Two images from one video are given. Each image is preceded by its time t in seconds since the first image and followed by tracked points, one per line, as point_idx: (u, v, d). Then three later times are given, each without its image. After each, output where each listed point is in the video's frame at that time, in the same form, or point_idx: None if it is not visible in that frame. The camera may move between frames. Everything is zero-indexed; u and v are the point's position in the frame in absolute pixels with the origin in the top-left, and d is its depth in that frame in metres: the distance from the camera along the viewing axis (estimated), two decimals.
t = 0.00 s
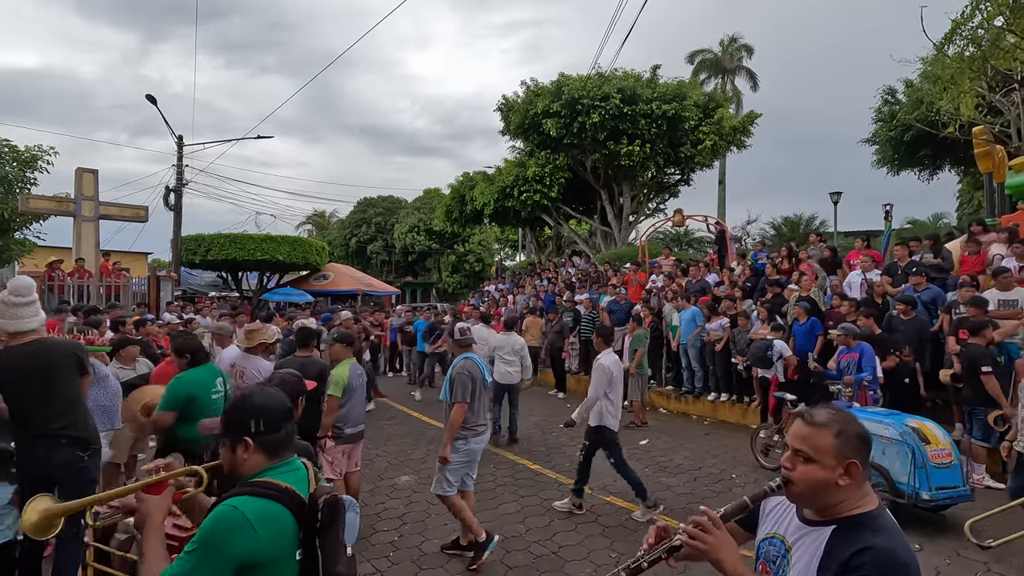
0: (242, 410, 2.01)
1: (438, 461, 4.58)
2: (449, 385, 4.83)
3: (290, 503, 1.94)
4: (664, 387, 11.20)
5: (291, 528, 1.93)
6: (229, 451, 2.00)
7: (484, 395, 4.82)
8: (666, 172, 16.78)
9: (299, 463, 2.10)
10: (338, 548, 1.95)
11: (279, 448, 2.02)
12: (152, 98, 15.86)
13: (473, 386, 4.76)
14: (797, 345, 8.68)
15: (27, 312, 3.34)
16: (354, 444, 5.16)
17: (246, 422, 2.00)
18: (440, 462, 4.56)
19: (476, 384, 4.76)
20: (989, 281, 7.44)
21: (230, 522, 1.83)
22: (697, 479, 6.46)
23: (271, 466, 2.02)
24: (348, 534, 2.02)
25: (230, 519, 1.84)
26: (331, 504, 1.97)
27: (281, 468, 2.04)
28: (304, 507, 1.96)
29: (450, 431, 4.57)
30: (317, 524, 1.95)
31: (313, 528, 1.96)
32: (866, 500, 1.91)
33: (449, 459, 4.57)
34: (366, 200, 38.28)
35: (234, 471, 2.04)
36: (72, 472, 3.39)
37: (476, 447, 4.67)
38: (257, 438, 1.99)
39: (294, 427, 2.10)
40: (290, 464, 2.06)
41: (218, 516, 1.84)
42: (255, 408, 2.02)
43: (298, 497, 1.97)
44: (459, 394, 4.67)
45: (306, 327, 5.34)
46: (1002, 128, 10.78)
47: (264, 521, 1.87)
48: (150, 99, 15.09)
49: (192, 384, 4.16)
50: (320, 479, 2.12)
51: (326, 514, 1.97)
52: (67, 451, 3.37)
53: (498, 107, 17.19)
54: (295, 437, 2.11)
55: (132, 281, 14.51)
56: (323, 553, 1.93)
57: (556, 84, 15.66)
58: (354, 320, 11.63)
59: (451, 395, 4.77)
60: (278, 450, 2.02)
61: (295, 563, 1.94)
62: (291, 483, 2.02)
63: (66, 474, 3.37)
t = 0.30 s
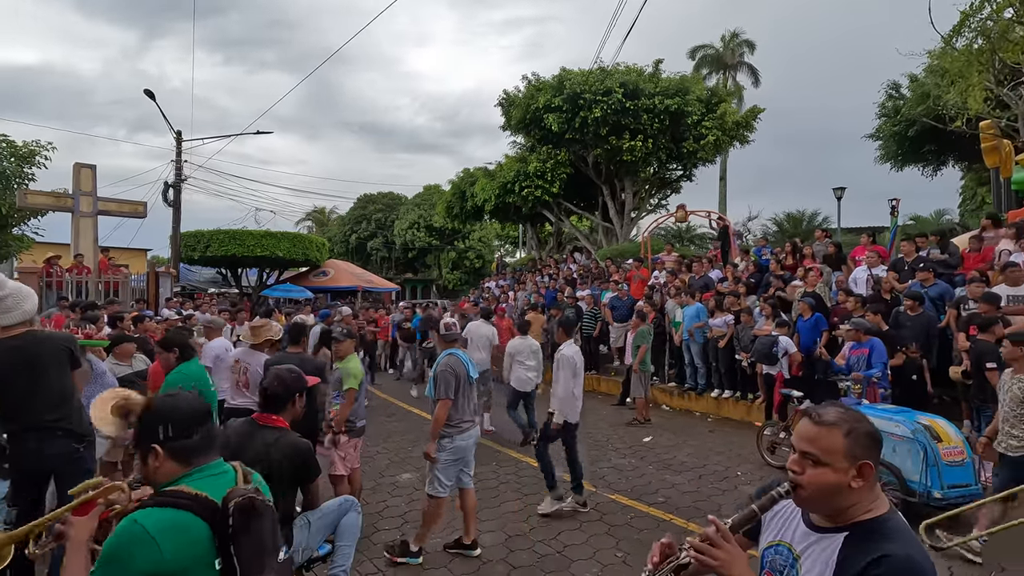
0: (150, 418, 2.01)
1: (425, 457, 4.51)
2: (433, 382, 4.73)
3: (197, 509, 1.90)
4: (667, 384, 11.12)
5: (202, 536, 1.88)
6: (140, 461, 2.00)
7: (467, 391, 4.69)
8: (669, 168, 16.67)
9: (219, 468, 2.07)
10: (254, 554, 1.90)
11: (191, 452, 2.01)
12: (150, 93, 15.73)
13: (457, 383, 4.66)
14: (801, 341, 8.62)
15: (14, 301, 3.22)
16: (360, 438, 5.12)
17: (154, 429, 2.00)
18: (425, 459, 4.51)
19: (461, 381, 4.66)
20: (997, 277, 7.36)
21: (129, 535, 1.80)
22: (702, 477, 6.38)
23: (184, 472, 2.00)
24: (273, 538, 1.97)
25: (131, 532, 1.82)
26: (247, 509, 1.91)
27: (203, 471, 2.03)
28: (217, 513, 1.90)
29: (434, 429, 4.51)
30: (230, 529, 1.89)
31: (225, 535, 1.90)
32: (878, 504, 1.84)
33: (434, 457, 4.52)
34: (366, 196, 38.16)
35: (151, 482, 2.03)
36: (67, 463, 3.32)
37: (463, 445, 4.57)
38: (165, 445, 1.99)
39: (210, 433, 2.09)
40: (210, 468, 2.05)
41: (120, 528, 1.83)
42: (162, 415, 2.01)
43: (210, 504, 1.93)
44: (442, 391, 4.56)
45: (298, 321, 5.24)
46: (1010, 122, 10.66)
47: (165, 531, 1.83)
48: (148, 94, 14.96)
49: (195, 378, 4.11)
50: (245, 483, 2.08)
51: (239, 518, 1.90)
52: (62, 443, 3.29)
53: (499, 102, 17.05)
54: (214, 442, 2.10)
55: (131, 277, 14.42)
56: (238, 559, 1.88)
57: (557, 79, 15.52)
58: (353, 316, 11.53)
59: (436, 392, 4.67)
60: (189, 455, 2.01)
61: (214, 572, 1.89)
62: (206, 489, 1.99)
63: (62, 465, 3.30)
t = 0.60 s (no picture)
0: None
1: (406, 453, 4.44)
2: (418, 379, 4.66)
3: (61, 481, 1.61)
4: (673, 379, 11.06)
5: (71, 506, 1.59)
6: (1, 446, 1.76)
7: (452, 389, 4.63)
8: (673, 162, 16.56)
9: (92, 434, 1.83)
10: (135, 518, 1.62)
11: (57, 419, 1.78)
12: (150, 86, 15.59)
13: (445, 380, 4.59)
14: (809, 336, 8.54)
15: (19, 294, 3.19)
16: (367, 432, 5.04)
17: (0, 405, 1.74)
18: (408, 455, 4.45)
19: (448, 378, 4.58)
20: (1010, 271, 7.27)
21: None
22: (712, 473, 6.31)
23: (54, 444, 1.77)
24: (166, 498, 1.68)
25: None
26: (117, 471, 1.64)
27: (76, 442, 1.81)
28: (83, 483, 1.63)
29: (420, 425, 4.43)
30: (98, 496, 1.62)
31: (102, 501, 1.63)
32: (882, 497, 1.77)
33: (417, 454, 4.46)
34: (367, 191, 38.04)
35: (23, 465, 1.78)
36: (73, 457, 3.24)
37: (448, 441, 4.51)
38: (20, 419, 1.74)
39: (78, 402, 1.85)
40: (86, 436, 1.83)
41: None
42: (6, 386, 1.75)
43: (79, 470, 1.64)
44: (429, 388, 4.50)
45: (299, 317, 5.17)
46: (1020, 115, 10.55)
47: (26, 513, 1.55)
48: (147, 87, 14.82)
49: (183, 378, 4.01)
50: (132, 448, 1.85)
51: (110, 480, 1.63)
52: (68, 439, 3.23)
53: (503, 96, 16.91)
54: (86, 412, 1.87)
55: (131, 272, 14.33)
56: (116, 526, 1.61)
57: (562, 72, 15.38)
58: (356, 311, 11.46)
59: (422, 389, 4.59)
60: (50, 422, 1.77)
61: (101, 543, 1.62)
62: (81, 459, 1.78)
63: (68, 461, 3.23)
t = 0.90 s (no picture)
0: None
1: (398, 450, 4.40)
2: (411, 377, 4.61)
3: None
4: (681, 375, 10.99)
5: (10, 457, 1.60)
6: None
7: (445, 387, 4.59)
8: (681, 157, 16.44)
9: (47, 382, 1.92)
10: (74, 477, 1.59)
11: (14, 368, 1.87)
12: (155, 81, 15.55)
13: (438, 378, 4.54)
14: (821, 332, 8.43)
15: (46, 287, 3.12)
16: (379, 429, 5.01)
17: None
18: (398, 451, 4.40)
19: (442, 376, 4.54)
20: None
21: None
22: (725, 470, 6.25)
23: (8, 390, 1.85)
24: (110, 457, 1.65)
25: None
26: (58, 425, 1.62)
27: (36, 388, 1.90)
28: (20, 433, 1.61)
29: (411, 424, 4.37)
30: (34, 449, 1.60)
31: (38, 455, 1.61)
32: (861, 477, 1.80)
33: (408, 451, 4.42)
34: (371, 186, 37.97)
35: None
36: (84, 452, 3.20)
37: (443, 439, 4.49)
38: None
39: (36, 347, 1.93)
40: (44, 383, 1.92)
41: None
42: None
43: (17, 419, 1.63)
44: (421, 386, 4.45)
45: (308, 311, 5.12)
46: None
47: None
48: (153, 81, 14.77)
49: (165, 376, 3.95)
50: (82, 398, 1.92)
51: (48, 436, 1.60)
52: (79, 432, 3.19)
53: (510, 90, 16.80)
54: (45, 358, 1.96)
55: (138, 267, 14.31)
56: (52, 484, 1.59)
57: (569, 65, 15.25)
58: (362, 307, 11.41)
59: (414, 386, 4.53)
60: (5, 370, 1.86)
61: (37, 494, 1.62)
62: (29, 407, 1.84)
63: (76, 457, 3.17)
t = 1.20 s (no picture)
0: None
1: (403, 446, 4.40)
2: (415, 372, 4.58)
3: None
4: (693, 373, 10.93)
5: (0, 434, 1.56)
6: None
7: (448, 382, 4.56)
8: (691, 153, 16.33)
9: (52, 364, 1.89)
10: (57, 466, 1.53)
11: (25, 343, 1.84)
12: (166, 79, 15.61)
13: (442, 373, 4.53)
14: (837, 329, 8.33)
15: (73, 280, 3.08)
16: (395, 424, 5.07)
17: None
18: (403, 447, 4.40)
19: (447, 371, 4.53)
20: None
21: None
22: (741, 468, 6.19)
23: (17, 363, 1.84)
24: (95, 448, 1.59)
25: None
26: (50, 411, 1.57)
27: (44, 365, 1.88)
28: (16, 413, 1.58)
29: (416, 421, 4.32)
30: (23, 433, 1.54)
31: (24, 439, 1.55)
32: (843, 457, 1.88)
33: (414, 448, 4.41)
34: (379, 184, 38.03)
35: None
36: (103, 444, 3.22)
37: (451, 434, 4.48)
38: None
39: (51, 323, 1.90)
40: (52, 362, 1.90)
41: None
42: None
43: (14, 397, 1.60)
44: (425, 381, 4.43)
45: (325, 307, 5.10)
46: None
47: None
48: (165, 79, 14.83)
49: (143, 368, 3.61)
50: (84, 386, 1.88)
51: (37, 420, 1.55)
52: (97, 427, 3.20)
53: (519, 87, 16.73)
54: (59, 335, 1.92)
55: (150, 263, 14.41)
56: (34, 470, 1.53)
57: (580, 61, 15.15)
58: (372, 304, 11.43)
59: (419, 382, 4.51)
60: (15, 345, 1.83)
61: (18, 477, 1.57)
62: (26, 385, 1.81)
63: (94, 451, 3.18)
